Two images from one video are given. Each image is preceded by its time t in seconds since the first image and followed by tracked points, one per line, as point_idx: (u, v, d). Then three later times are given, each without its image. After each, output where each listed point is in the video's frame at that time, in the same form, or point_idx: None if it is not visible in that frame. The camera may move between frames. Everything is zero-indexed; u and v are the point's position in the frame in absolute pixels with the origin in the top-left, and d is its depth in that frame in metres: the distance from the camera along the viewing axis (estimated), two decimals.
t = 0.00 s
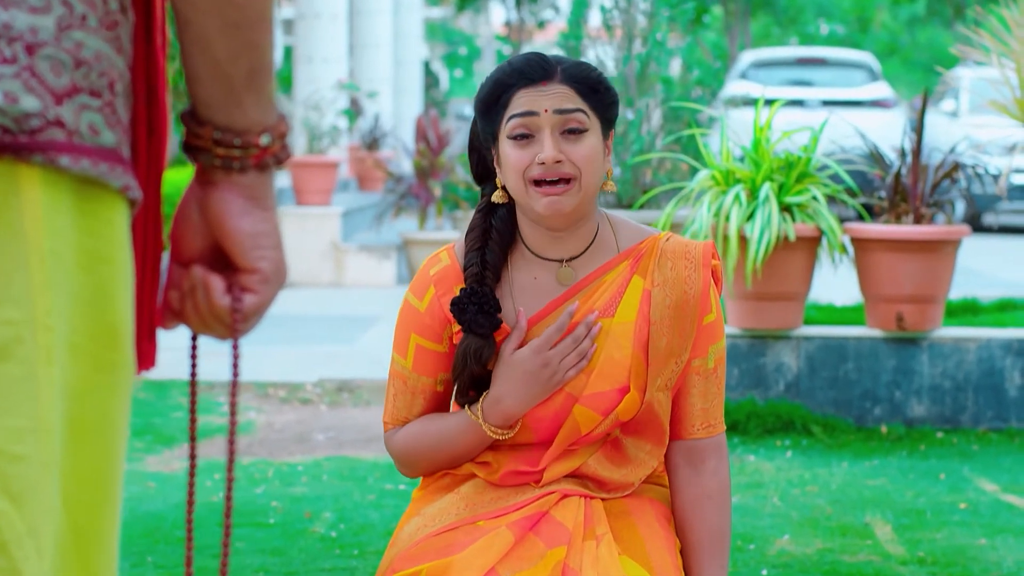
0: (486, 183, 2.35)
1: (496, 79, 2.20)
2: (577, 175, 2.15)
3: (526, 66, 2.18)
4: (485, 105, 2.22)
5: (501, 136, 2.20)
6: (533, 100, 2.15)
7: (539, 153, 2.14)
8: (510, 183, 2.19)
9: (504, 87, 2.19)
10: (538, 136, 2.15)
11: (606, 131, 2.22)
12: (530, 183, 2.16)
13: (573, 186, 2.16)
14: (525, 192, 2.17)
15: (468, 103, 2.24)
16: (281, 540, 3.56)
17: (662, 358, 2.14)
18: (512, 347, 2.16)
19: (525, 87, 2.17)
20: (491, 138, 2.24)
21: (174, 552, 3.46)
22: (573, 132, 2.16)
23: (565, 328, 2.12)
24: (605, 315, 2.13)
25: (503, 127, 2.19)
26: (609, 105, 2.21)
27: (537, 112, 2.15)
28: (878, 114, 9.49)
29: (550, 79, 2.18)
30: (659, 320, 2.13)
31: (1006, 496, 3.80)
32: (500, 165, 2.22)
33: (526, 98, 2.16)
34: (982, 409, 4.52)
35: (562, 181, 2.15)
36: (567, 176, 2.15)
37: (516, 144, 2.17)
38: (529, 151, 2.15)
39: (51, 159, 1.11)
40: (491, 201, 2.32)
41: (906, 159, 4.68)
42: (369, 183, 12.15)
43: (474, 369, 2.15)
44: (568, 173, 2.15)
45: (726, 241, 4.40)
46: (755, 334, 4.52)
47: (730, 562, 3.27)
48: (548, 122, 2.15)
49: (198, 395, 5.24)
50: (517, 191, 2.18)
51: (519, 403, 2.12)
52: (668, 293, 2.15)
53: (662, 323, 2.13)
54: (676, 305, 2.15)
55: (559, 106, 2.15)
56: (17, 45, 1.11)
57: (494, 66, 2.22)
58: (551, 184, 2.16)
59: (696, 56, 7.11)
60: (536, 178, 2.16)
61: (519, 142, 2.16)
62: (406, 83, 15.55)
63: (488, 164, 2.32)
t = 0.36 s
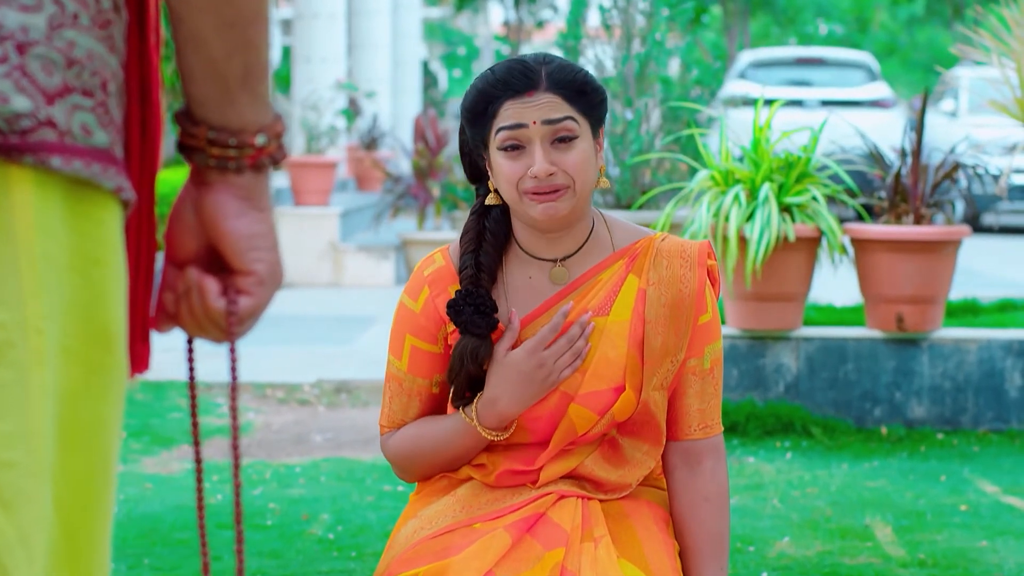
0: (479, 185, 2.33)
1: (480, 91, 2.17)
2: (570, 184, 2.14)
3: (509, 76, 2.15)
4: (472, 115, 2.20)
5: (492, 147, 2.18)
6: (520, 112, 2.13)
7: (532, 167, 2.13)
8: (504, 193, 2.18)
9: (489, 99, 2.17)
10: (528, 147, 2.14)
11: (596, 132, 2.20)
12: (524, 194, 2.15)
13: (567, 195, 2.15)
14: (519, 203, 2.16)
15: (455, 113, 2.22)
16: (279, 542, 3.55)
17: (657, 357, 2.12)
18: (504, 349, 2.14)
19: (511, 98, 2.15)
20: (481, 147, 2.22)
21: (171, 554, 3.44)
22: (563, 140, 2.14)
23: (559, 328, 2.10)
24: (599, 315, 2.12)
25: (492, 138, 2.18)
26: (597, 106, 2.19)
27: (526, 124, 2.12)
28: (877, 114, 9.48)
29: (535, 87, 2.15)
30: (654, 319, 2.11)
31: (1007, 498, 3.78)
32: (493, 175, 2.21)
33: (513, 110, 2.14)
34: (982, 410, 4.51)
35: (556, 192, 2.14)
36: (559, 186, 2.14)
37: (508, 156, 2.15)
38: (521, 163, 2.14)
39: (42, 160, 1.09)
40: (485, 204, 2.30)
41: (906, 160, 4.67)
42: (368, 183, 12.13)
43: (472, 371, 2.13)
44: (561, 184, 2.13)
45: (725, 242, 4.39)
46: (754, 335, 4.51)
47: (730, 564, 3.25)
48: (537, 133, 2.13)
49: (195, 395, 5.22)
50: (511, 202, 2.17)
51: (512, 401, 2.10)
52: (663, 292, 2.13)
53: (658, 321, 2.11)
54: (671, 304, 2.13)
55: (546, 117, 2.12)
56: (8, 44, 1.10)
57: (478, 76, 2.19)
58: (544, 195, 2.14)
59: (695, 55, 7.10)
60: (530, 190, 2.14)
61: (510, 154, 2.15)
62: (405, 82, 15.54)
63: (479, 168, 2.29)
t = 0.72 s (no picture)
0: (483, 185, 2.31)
1: (484, 87, 2.15)
2: (579, 175, 2.12)
3: (515, 71, 2.13)
4: (476, 113, 2.17)
5: (497, 142, 2.16)
6: (527, 105, 2.11)
7: (540, 159, 2.10)
8: (510, 189, 2.15)
9: (494, 94, 2.15)
10: (535, 141, 2.12)
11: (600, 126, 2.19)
12: (532, 187, 2.13)
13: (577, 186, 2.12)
14: (527, 196, 2.13)
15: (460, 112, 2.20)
16: (277, 544, 3.53)
17: (661, 357, 2.11)
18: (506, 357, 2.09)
19: (516, 92, 2.13)
20: (485, 144, 2.20)
21: (168, 556, 3.42)
22: (570, 133, 2.12)
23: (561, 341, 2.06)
24: (604, 314, 2.09)
25: (498, 134, 2.16)
26: (602, 99, 2.17)
27: (533, 117, 2.11)
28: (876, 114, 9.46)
29: (540, 81, 2.13)
30: (659, 319, 2.10)
31: (1008, 499, 3.77)
32: (498, 170, 2.18)
33: (519, 104, 2.12)
34: (983, 411, 4.49)
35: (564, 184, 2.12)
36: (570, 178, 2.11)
37: (514, 150, 2.13)
38: (529, 156, 2.12)
39: (32, 160, 1.07)
40: (489, 203, 2.28)
41: (906, 160, 4.65)
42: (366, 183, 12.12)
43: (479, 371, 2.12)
44: (571, 175, 2.11)
45: (725, 242, 4.37)
46: (754, 336, 4.49)
47: (730, 566, 3.24)
48: (544, 126, 2.11)
49: (193, 396, 5.20)
50: (519, 196, 2.15)
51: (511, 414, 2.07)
52: (667, 291, 2.12)
53: (663, 321, 2.10)
54: (676, 304, 2.12)
55: (552, 109, 2.11)
56: None
57: (480, 72, 2.17)
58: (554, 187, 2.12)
59: (695, 54, 7.08)
60: (538, 184, 2.12)
61: (517, 148, 2.13)
62: (403, 82, 15.53)
63: (482, 168, 2.28)
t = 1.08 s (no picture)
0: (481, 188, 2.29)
1: (488, 89, 2.13)
2: (577, 185, 2.10)
3: (519, 74, 2.11)
4: (479, 115, 2.16)
5: (496, 144, 2.14)
6: (529, 109, 2.10)
7: (539, 164, 2.09)
8: (508, 194, 2.13)
9: (497, 96, 2.13)
10: (536, 146, 2.10)
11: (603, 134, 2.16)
12: (530, 193, 2.11)
13: (575, 195, 2.11)
14: (524, 202, 2.12)
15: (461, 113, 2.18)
16: (275, 546, 3.51)
17: (662, 363, 2.09)
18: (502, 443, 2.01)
19: (519, 96, 2.11)
20: (485, 146, 2.18)
21: (165, 559, 3.41)
22: (571, 140, 2.10)
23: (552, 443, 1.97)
24: (605, 321, 2.05)
25: (497, 136, 2.14)
26: (606, 107, 2.15)
27: (534, 121, 2.09)
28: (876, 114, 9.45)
29: (544, 86, 2.12)
30: (659, 325, 2.08)
31: (1010, 501, 3.75)
32: (497, 173, 2.17)
33: (522, 107, 2.10)
34: (984, 413, 4.47)
35: (563, 192, 2.10)
36: (567, 186, 2.10)
37: (513, 154, 2.11)
38: (529, 161, 2.10)
39: (21, 161, 1.06)
40: (486, 207, 2.26)
41: (907, 160, 4.63)
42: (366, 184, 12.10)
43: (474, 381, 2.05)
44: (569, 184, 2.10)
45: (726, 243, 4.35)
46: (754, 337, 4.48)
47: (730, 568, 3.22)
48: (545, 131, 2.09)
49: (191, 398, 5.18)
50: (516, 200, 2.13)
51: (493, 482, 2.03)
52: (667, 297, 2.10)
53: (662, 327, 2.09)
54: (675, 310, 2.11)
55: (556, 115, 2.09)
56: None
57: (485, 73, 2.15)
58: (551, 194, 2.10)
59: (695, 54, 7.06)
60: (536, 189, 2.10)
61: (516, 152, 2.11)
62: (402, 82, 15.53)
63: (482, 171, 2.27)
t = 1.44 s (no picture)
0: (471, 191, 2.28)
1: (474, 92, 2.12)
2: (568, 187, 2.08)
3: (505, 77, 2.10)
4: (467, 119, 2.14)
5: (486, 149, 2.13)
6: (516, 112, 2.08)
7: (528, 168, 2.07)
8: (499, 199, 2.11)
9: (484, 100, 2.12)
10: (525, 149, 2.08)
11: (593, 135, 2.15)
12: (520, 198, 2.09)
13: (566, 199, 2.09)
14: (515, 208, 2.10)
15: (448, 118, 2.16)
16: (273, 549, 3.49)
17: (656, 366, 2.07)
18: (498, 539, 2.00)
19: (507, 98, 2.10)
20: (474, 151, 2.17)
21: (162, 561, 3.39)
22: (560, 142, 2.09)
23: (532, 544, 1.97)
24: (597, 324, 2.05)
25: (486, 141, 2.12)
26: (595, 107, 2.14)
27: (522, 124, 2.07)
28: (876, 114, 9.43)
29: (531, 87, 2.10)
30: (652, 327, 2.07)
31: (1012, 503, 3.73)
32: (487, 178, 2.15)
33: (509, 110, 2.09)
34: (986, 414, 4.45)
35: (553, 195, 2.08)
36: (557, 189, 2.08)
37: (502, 158, 2.10)
38: (518, 165, 2.08)
39: (10, 161, 1.04)
40: (476, 211, 2.24)
41: (908, 160, 4.61)
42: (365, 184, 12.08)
43: (468, 389, 2.03)
44: (559, 186, 2.08)
45: (726, 244, 4.32)
46: (754, 338, 4.46)
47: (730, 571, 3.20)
48: (533, 133, 2.08)
49: (190, 399, 5.16)
50: (507, 206, 2.11)
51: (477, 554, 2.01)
52: (660, 299, 2.08)
53: (655, 329, 2.07)
54: (670, 312, 2.09)
55: (543, 117, 2.08)
56: None
57: (471, 77, 2.14)
58: (541, 198, 2.08)
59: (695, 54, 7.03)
60: (526, 193, 2.08)
61: (505, 156, 2.10)
62: (402, 82, 15.53)
63: (471, 175, 2.25)
